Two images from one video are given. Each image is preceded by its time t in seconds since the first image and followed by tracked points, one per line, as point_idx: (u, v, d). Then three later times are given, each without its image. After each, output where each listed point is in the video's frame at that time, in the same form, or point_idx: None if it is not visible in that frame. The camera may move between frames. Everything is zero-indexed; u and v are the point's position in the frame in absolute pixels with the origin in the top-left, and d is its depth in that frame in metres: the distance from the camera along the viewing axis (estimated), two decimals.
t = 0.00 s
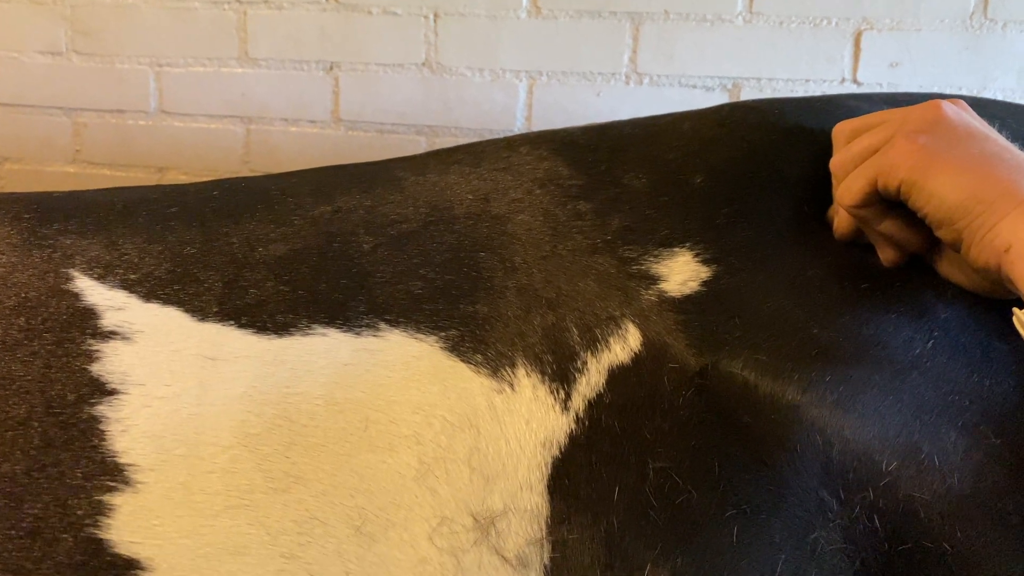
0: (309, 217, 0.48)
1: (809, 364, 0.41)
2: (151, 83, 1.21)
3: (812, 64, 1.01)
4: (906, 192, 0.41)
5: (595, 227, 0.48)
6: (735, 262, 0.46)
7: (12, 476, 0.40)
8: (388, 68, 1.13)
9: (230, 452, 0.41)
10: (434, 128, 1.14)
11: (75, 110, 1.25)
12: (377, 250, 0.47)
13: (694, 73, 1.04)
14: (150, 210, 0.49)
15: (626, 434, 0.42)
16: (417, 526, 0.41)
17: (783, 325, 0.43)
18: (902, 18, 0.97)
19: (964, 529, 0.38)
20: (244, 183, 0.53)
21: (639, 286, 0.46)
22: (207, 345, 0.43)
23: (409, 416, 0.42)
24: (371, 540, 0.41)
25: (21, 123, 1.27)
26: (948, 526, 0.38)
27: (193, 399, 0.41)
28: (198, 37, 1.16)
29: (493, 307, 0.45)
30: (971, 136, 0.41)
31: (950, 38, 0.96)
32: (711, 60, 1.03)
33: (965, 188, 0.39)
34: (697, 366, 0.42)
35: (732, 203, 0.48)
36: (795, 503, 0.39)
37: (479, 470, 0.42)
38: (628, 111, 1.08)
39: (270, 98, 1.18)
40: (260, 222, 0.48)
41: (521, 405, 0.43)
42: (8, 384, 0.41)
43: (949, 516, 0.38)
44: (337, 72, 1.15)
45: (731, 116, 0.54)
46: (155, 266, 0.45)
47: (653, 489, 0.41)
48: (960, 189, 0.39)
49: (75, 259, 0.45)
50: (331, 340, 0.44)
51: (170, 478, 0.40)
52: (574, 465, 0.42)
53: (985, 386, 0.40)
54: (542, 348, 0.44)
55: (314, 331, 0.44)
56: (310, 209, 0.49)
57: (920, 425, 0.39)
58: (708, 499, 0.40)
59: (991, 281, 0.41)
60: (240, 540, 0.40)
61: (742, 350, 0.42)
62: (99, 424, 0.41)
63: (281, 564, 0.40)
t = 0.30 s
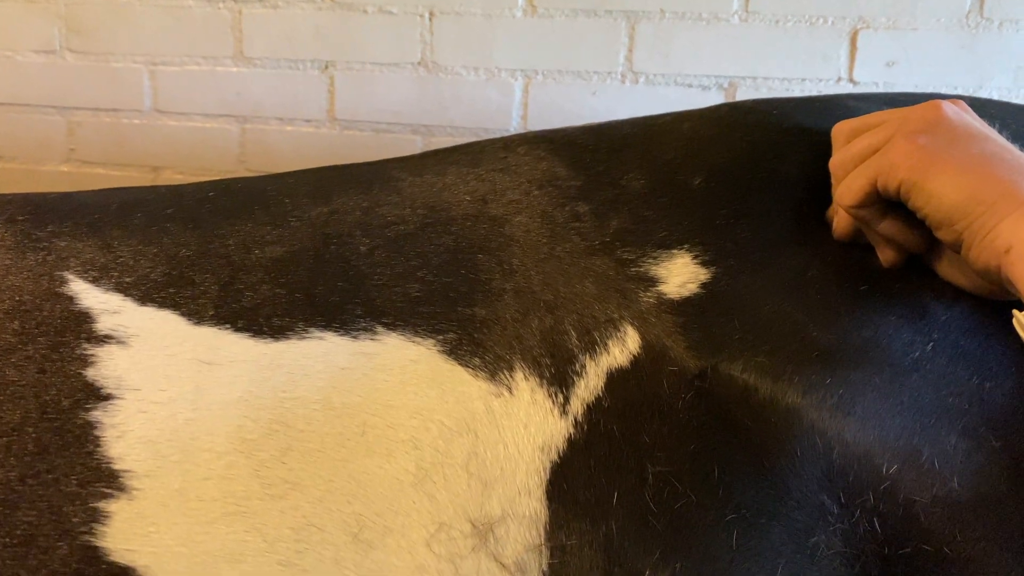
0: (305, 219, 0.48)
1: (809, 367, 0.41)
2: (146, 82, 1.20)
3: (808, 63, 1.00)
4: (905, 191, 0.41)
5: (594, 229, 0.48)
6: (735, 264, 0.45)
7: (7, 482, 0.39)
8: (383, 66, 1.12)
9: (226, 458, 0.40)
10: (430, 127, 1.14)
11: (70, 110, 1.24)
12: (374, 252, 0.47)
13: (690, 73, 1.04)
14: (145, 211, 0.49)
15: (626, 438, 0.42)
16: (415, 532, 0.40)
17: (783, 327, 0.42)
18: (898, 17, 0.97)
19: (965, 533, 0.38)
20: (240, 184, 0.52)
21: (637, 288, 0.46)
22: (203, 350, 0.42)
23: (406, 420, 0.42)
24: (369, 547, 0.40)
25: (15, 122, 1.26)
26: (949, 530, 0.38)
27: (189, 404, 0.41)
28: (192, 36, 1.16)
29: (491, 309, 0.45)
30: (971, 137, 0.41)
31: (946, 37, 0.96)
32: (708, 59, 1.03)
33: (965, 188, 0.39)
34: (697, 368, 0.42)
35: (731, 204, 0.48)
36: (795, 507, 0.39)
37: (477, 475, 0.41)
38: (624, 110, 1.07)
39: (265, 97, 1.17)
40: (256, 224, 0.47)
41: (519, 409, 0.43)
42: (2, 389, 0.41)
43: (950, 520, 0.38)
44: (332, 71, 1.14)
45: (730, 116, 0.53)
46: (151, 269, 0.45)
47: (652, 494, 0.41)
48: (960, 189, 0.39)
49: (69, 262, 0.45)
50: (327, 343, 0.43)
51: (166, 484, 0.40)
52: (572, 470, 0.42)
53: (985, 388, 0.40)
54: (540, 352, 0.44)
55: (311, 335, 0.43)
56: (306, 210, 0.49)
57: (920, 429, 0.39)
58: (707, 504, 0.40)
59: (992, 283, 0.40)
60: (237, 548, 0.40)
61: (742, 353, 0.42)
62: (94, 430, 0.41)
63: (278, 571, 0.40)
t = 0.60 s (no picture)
0: (304, 221, 0.48)
1: (809, 368, 0.41)
2: (142, 81, 1.20)
3: (804, 63, 1.00)
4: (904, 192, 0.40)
5: (593, 231, 0.48)
6: (735, 266, 0.45)
7: (5, 488, 0.39)
8: (379, 66, 1.12)
9: (226, 463, 0.40)
10: (425, 127, 1.14)
11: (65, 109, 1.24)
12: (373, 254, 0.46)
13: (686, 72, 1.04)
14: (142, 213, 0.48)
15: (626, 441, 0.42)
16: (416, 537, 0.40)
17: (784, 329, 0.42)
18: (893, 16, 0.97)
19: (964, 534, 0.38)
20: (238, 185, 0.52)
21: (637, 290, 0.45)
22: (201, 353, 0.42)
23: (406, 424, 0.42)
24: (369, 551, 0.40)
25: (11, 122, 1.26)
26: (948, 531, 0.38)
27: (188, 409, 0.41)
28: (188, 35, 1.16)
29: (490, 311, 0.45)
30: (970, 138, 0.41)
31: (940, 37, 0.96)
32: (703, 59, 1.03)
33: (965, 189, 0.39)
34: (697, 371, 0.42)
35: (732, 206, 0.48)
36: (795, 508, 0.39)
37: (478, 479, 0.41)
38: (621, 110, 1.07)
39: (261, 97, 1.17)
40: (254, 226, 0.47)
41: (519, 412, 0.43)
42: None
43: (949, 521, 0.38)
44: (328, 71, 1.14)
45: (730, 116, 0.53)
46: (149, 272, 0.45)
47: (653, 496, 0.41)
48: (960, 190, 0.39)
49: (67, 265, 0.45)
50: (327, 347, 0.43)
51: (166, 489, 0.40)
52: (573, 473, 0.42)
53: (985, 389, 0.40)
54: (540, 355, 0.44)
55: (310, 338, 0.43)
56: (305, 212, 0.48)
57: (920, 429, 0.39)
58: (707, 506, 0.40)
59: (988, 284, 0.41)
60: (238, 553, 0.39)
61: (742, 355, 0.42)
62: (93, 435, 0.40)
63: None
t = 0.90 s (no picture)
0: (305, 222, 0.48)
1: (810, 368, 0.41)
2: (138, 81, 1.20)
3: (798, 61, 1.00)
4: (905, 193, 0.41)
5: (594, 231, 0.48)
6: (737, 266, 0.45)
7: (9, 491, 0.39)
8: (375, 65, 1.12)
9: (230, 465, 0.40)
10: (421, 126, 1.14)
11: (61, 108, 1.23)
12: (374, 255, 0.46)
13: (680, 71, 1.04)
14: (142, 213, 0.48)
15: (628, 441, 0.42)
16: (420, 538, 0.40)
17: (785, 329, 0.42)
18: (887, 15, 0.97)
19: (963, 532, 0.38)
20: (237, 185, 0.52)
21: (639, 290, 0.45)
22: (204, 355, 0.42)
23: (409, 425, 0.42)
24: (373, 553, 0.40)
25: (7, 121, 1.26)
26: (948, 529, 0.38)
27: (191, 411, 0.41)
28: (184, 35, 1.15)
29: (492, 312, 0.45)
30: (969, 138, 0.41)
31: (934, 37, 0.96)
32: (697, 57, 1.03)
33: (966, 189, 0.39)
34: (698, 371, 0.42)
35: (733, 206, 0.48)
36: (796, 508, 0.39)
37: (481, 480, 0.41)
38: (616, 109, 1.07)
39: (257, 96, 1.17)
40: (255, 227, 0.47)
41: (521, 413, 0.43)
42: (1, 396, 0.40)
43: (949, 519, 0.38)
44: (324, 70, 1.14)
45: (730, 116, 0.53)
46: (151, 273, 0.44)
47: (654, 497, 0.41)
48: (961, 191, 0.39)
49: (68, 266, 0.44)
50: (329, 348, 0.43)
51: (169, 491, 0.40)
52: (575, 473, 0.42)
53: (984, 388, 0.40)
54: (542, 355, 0.44)
55: (312, 339, 0.43)
56: (305, 213, 0.48)
57: (919, 429, 0.39)
58: (709, 506, 0.40)
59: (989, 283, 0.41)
60: (241, 556, 0.39)
61: (743, 354, 0.42)
62: (96, 437, 0.40)
63: None
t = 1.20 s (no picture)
0: (303, 224, 0.47)
1: (809, 370, 0.41)
2: (132, 81, 1.19)
3: (790, 62, 1.01)
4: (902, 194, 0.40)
5: (592, 233, 0.47)
6: (737, 268, 0.45)
7: (6, 497, 0.39)
8: (370, 65, 1.12)
9: (229, 469, 0.40)
10: (415, 126, 1.14)
11: (55, 109, 1.23)
12: (373, 257, 0.46)
13: (673, 71, 1.04)
14: (140, 215, 0.48)
15: (628, 444, 0.42)
16: (420, 542, 0.40)
17: (785, 332, 0.42)
18: (880, 16, 0.97)
19: (963, 532, 0.38)
20: (235, 187, 0.52)
21: (638, 292, 0.45)
22: (202, 359, 0.42)
23: (409, 429, 0.41)
24: (374, 558, 0.40)
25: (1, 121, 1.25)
26: (947, 529, 0.38)
27: (190, 415, 0.40)
28: (177, 35, 1.15)
29: (491, 314, 0.45)
30: (967, 139, 0.41)
31: (926, 37, 0.96)
32: (690, 56, 1.03)
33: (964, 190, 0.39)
34: (697, 373, 0.42)
35: (732, 208, 0.47)
36: (796, 509, 0.39)
37: (481, 484, 0.41)
38: (609, 107, 1.07)
39: (250, 95, 1.16)
40: (253, 229, 0.47)
41: (521, 416, 0.43)
42: None
43: (948, 520, 0.38)
44: (317, 71, 1.13)
45: (728, 117, 0.53)
46: (149, 276, 0.44)
47: (655, 500, 0.40)
48: (959, 192, 0.39)
49: (65, 268, 0.44)
50: (328, 351, 0.43)
51: (169, 497, 0.39)
52: (575, 476, 0.42)
53: (983, 389, 0.40)
54: (541, 358, 0.44)
55: (311, 342, 0.43)
56: (304, 214, 0.48)
57: (918, 430, 0.39)
58: (709, 508, 0.40)
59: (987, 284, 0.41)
60: (242, 561, 0.39)
61: (742, 356, 0.42)
62: (94, 442, 0.40)
63: None
